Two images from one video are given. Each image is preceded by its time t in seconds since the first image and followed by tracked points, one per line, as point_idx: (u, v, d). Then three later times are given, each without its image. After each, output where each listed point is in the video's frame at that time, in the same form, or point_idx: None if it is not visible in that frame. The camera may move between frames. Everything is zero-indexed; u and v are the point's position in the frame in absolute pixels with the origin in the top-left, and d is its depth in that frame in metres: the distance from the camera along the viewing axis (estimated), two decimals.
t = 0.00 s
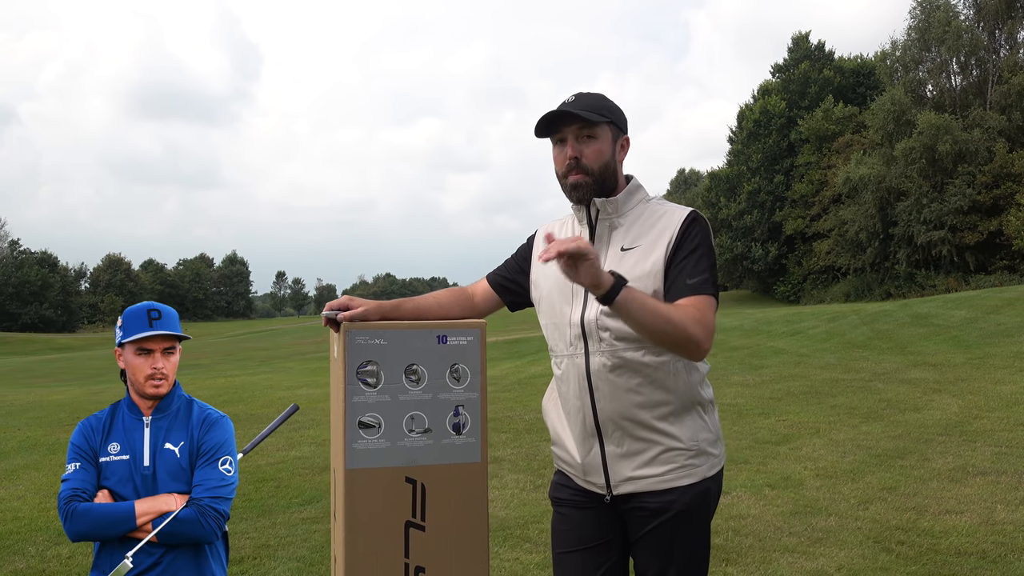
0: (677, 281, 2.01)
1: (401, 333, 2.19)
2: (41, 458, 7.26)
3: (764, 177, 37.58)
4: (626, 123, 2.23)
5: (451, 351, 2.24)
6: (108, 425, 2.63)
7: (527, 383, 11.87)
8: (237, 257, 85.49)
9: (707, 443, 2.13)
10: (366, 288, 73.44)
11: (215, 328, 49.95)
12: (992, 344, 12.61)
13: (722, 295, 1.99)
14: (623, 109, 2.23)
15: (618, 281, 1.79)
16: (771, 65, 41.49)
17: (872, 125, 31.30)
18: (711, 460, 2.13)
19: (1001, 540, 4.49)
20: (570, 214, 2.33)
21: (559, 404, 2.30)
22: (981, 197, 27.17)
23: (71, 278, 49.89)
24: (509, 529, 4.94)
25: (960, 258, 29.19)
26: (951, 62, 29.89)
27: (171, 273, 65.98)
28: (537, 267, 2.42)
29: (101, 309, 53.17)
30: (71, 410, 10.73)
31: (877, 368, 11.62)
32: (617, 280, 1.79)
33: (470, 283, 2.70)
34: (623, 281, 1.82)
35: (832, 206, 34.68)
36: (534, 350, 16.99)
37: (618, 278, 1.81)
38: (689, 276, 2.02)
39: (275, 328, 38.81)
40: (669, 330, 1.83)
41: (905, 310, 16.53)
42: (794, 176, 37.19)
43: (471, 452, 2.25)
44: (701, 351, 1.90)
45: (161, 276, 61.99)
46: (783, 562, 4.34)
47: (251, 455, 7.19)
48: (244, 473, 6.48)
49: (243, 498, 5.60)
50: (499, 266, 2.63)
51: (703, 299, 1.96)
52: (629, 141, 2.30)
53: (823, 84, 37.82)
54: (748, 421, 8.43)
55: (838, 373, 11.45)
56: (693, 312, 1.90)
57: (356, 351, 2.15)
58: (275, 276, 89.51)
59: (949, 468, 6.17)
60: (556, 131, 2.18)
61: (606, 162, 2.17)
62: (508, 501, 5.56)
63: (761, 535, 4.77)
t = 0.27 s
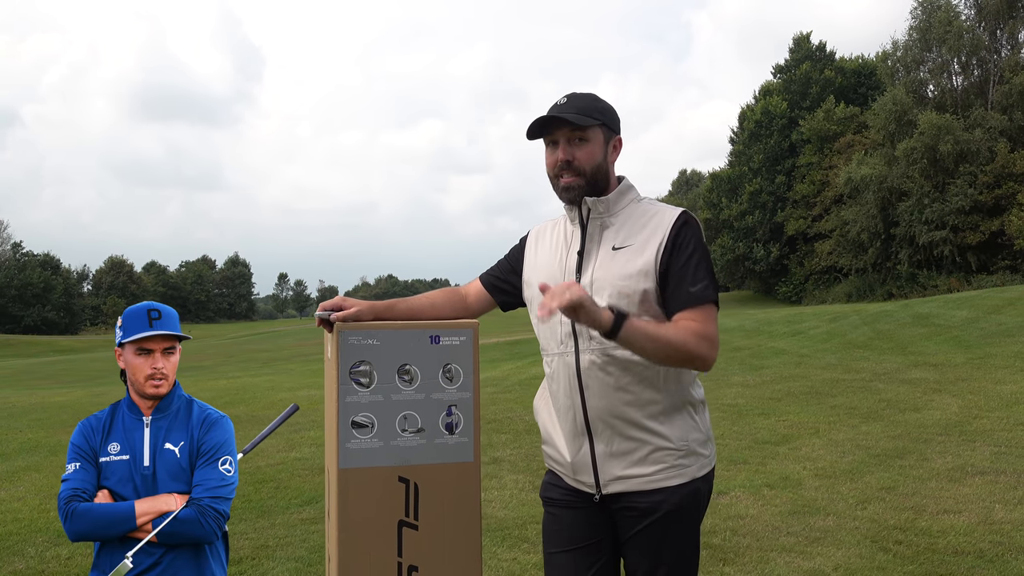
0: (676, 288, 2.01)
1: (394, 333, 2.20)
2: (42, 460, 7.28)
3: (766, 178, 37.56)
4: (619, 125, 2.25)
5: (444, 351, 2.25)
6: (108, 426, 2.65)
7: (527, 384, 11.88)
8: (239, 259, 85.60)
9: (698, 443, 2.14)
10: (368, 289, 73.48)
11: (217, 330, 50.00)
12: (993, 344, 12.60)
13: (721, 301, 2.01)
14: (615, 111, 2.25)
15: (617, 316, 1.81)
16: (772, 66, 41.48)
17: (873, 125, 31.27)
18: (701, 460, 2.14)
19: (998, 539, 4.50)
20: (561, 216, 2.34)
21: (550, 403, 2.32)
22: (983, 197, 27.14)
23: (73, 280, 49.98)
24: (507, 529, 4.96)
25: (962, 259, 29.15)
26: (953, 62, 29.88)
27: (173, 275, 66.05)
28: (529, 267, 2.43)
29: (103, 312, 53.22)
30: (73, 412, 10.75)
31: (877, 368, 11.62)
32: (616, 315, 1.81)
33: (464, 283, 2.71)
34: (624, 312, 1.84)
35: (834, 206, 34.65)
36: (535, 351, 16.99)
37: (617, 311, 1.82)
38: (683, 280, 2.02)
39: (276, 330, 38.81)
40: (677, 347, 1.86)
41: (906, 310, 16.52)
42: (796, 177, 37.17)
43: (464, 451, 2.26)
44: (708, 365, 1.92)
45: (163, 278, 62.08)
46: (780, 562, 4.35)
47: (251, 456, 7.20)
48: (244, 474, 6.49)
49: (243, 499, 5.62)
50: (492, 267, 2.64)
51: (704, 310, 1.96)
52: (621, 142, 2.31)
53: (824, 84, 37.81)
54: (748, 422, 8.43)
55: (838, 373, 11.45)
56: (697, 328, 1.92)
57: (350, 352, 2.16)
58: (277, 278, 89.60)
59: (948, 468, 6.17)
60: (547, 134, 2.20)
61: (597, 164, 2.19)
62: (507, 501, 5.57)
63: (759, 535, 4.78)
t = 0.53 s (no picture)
0: (688, 295, 2.08)
1: (393, 333, 2.22)
2: (47, 463, 7.31)
3: (770, 177, 37.51)
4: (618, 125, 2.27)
5: (444, 351, 2.27)
6: (110, 426, 2.68)
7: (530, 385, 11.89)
8: (243, 262, 85.83)
9: (696, 441, 2.15)
10: (373, 292, 73.57)
11: (222, 333, 50.13)
12: (998, 342, 12.55)
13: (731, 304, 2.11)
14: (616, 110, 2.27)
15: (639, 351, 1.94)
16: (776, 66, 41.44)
17: (877, 124, 31.21)
18: (700, 458, 2.15)
19: (1001, 537, 4.49)
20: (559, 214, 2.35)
21: (549, 403, 2.33)
22: (988, 196, 27.05)
23: (79, 283, 50.22)
24: (510, 529, 4.97)
25: (967, 257, 29.04)
26: (957, 61, 29.80)
27: (179, 278, 66.28)
28: (527, 266, 2.44)
29: (110, 315, 53.40)
30: (78, 415, 10.79)
31: (881, 367, 11.59)
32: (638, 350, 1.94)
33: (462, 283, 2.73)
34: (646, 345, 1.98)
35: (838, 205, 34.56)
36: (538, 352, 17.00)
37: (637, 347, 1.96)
38: (688, 285, 2.08)
39: (282, 332, 38.95)
40: (700, 363, 2.04)
41: (911, 309, 16.47)
42: (800, 176, 37.10)
43: (462, 451, 2.28)
44: (724, 364, 2.11)
45: (169, 281, 62.33)
46: (781, 560, 4.35)
47: (255, 457, 7.24)
48: (247, 476, 6.52)
49: (247, 500, 5.64)
50: (490, 266, 2.65)
51: (715, 315, 2.09)
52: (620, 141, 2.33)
53: (828, 83, 37.74)
54: (752, 421, 8.43)
55: (842, 372, 11.43)
56: (712, 338, 2.06)
57: (349, 351, 2.18)
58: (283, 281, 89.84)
59: (952, 466, 6.15)
60: (546, 131, 2.21)
61: (595, 163, 2.21)
62: (510, 501, 5.58)
63: (761, 534, 4.78)
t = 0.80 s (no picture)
0: (690, 294, 2.10)
1: (393, 331, 2.24)
2: (53, 462, 7.36)
3: (774, 176, 37.44)
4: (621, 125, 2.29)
5: (444, 349, 2.29)
6: (109, 426, 2.70)
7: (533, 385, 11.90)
8: (248, 262, 86.03)
9: (695, 438, 2.16)
10: (377, 292, 73.66)
11: (227, 333, 50.28)
12: (1002, 341, 12.52)
13: (731, 303, 2.13)
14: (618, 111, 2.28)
15: (640, 348, 1.95)
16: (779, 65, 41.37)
17: (881, 123, 31.14)
18: (698, 454, 2.17)
19: (1003, 535, 4.49)
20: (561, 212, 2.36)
21: (549, 400, 2.35)
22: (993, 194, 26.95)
23: (84, 284, 50.44)
24: (512, 528, 4.99)
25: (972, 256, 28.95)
26: (961, 59, 29.72)
27: (183, 279, 66.43)
28: (528, 264, 2.45)
29: (115, 315, 53.59)
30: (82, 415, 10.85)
31: (885, 366, 11.57)
32: (638, 347, 1.96)
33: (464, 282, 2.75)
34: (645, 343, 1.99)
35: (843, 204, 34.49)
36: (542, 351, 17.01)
37: (638, 344, 1.97)
38: (688, 283, 2.10)
39: (287, 332, 39.05)
40: (701, 361, 2.05)
41: (915, 308, 16.43)
42: (804, 175, 37.03)
43: (463, 448, 2.30)
44: (725, 361, 2.12)
45: (173, 282, 62.50)
46: (783, 558, 4.36)
47: (259, 457, 7.27)
48: (250, 475, 6.55)
49: (250, 499, 5.67)
50: (492, 265, 2.67)
51: (716, 314, 2.10)
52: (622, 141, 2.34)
53: (832, 82, 37.67)
54: (755, 420, 8.43)
55: (846, 371, 11.41)
56: (712, 337, 2.08)
57: (350, 349, 2.20)
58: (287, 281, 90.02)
59: (955, 465, 6.15)
60: (548, 129, 2.22)
61: (596, 162, 2.22)
62: (513, 500, 5.60)
63: (763, 532, 4.79)
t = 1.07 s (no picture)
0: (692, 294, 2.11)
1: (398, 331, 2.27)
2: (60, 462, 7.42)
3: (780, 176, 37.35)
4: (614, 123, 2.24)
5: (448, 349, 2.31)
6: (109, 426, 2.74)
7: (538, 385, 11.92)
8: (254, 263, 86.33)
9: (695, 436, 2.19)
10: (383, 292, 73.79)
11: (234, 333, 50.47)
12: (1009, 342, 12.47)
13: (733, 304, 2.14)
14: (611, 109, 2.25)
15: (639, 351, 1.97)
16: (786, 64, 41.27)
17: (888, 123, 31.05)
18: (698, 452, 2.19)
19: (1008, 536, 4.49)
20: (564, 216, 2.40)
21: (551, 397, 2.37)
22: (1000, 194, 26.83)
23: (92, 284, 50.73)
24: (517, 527, 5.01)
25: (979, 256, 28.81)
26: (968, 58, 29.59)
27: (190, 279, 66.66)
28: (533, 264, 2.48)
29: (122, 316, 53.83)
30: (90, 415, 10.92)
31: (892, 366, 11.54)
32: (638, 349, 1.98)
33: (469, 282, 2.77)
34: (645, 345, 2.01)
35: (849, 204, 34.38)
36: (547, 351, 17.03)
37: (638, 346, 1.99)
38: (691, 284, 2.12)
39: (293, 333, 39.19)
40: (702, 361, 2.07)
41: (922, 308, 16.37)
42: (811, 175, 36.92)
43: (465, 448, 2.33)
44: (727, 360, 2.14)
45: (180, 282, 62.75)
46: (786, 558, 4.37)
47: (264, 457, 7.32)
48: (256, 475, 6.58)
49: (255, 499, 5.71)
50: (497, 265, 2.69)
51: (717, 314, 2.12)
52: (620, 137, 2.29)
53: (838, 82, 37.56)
54: (760, 421, 8.43)
55: (852, 371, 11.39)
56: (713, 337, 2.09)
57: (354, 349, 2.23)
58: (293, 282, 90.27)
59: (960, 465, 6.14)
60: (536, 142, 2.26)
61: (586, 169, 2.23)
62: (517, 500, 5.63)
63: (767, 532, 4.79)
